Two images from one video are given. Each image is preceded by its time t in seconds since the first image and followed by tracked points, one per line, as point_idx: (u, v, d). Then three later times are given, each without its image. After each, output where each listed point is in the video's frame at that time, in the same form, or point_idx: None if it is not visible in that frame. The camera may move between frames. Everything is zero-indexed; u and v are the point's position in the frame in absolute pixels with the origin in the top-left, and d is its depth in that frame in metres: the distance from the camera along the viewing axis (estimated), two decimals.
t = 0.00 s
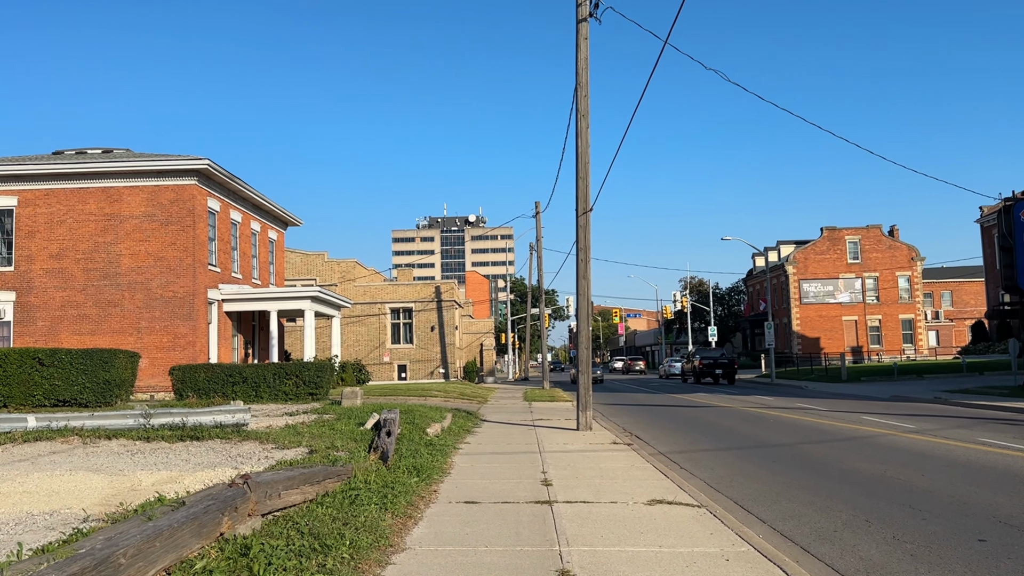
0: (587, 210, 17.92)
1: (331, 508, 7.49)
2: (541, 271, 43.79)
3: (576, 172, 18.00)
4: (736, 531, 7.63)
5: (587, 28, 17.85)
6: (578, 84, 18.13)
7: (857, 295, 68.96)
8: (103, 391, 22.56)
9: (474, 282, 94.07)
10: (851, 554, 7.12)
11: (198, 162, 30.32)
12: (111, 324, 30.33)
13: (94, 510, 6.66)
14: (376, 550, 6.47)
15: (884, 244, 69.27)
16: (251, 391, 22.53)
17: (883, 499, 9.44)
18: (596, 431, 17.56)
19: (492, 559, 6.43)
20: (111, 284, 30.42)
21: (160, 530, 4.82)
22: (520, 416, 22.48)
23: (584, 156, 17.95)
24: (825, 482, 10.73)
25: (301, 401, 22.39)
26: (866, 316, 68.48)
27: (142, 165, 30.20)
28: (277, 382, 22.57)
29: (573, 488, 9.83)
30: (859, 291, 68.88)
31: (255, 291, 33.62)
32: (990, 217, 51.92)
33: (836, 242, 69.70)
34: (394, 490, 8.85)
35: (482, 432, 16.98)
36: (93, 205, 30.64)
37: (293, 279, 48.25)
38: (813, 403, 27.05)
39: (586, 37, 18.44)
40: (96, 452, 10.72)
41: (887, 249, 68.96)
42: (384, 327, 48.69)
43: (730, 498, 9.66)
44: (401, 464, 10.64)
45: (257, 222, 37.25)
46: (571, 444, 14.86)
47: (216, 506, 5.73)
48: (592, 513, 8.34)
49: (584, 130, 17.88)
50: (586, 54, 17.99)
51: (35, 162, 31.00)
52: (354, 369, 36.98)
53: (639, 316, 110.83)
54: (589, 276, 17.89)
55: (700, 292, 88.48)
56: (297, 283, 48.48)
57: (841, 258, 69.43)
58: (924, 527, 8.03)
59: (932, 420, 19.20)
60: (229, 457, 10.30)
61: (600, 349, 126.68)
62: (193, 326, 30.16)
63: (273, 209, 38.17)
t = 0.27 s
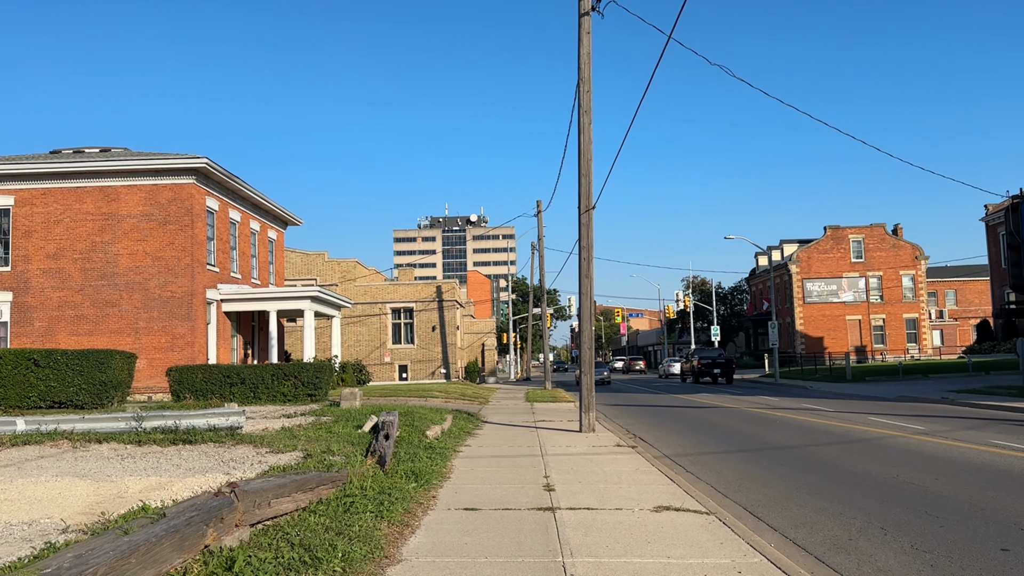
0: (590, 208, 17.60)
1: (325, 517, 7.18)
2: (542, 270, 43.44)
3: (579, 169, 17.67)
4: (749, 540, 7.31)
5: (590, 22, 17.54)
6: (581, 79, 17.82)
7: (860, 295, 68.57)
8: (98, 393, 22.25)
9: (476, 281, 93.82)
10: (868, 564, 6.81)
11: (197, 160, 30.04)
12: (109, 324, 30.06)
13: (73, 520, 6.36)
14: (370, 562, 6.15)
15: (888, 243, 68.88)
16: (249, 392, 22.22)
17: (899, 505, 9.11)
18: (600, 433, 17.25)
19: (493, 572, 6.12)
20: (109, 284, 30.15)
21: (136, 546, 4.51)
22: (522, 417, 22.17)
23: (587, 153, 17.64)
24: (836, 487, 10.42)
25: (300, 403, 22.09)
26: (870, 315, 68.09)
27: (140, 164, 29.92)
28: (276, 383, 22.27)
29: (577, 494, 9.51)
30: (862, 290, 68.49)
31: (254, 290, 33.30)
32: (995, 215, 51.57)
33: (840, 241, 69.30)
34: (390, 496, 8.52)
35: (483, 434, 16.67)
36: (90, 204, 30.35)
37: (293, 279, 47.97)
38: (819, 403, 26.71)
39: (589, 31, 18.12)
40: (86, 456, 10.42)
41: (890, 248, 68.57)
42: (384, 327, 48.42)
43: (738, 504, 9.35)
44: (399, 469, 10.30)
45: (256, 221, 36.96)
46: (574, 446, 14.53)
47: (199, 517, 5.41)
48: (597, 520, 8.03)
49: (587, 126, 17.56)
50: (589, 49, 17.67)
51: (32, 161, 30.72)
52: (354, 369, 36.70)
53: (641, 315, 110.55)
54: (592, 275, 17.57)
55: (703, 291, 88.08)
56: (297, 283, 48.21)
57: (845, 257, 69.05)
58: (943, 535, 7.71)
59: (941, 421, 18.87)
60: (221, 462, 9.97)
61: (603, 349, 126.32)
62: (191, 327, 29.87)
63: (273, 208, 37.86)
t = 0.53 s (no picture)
0: (592, 202, 17.29)
1: (316, 520, 6.88)
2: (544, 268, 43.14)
3: (581, 163, 17.36)
4: (759, 543, 7.00)
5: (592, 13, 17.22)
6: (583, 72, 17.50)
7: (864, 293, 68.19)
8: (94, 391, 21.95)
9: (477, 280, 93.55)
10: (884, 569, 6.51)
11: (195, 156, 29.74)
12: (106, 322, 29.79)
13: (50, 525, 6.06)
14: (362, 568, 5.85)
15: (891, 240, 68.52)
16: (246, 391, 21.93)
17: (913, 507, 8.80)
18: (602, 432, 16.94)
19: None
20: (106, 281, 29.87)
21: (106, 555, 4.20)
22: (523, 416, 21.84)
23: (589, 147, 17.32)
24: (846, 487, 10.11)
25: (298, 401, 21.81)
26: (873, 313, 67.71)
27: (138, 161, 29.62)
28: (274, 381, 21.98)
29: (579, 495, 9.20)
30: (865, 288, 68.12)
31: (253, 288, 33.00)
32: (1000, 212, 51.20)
33: (843, 239, 68.93)
34: (385, 497, 8.22)
35: (483, 432, 16.37)
36: (87, 201, 30.07)
37: (293, 277, 47.68)
38: (824, 401, 26.38)
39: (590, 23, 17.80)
40: (73, 456, 10.13)
41: (894, 246, 68.20)
42: (385, 325, 48.14)
43: (746, 506, 9.04)
44: (397, 470, 9.98)
45: (255, 219, 36.69)
46: (576, 446, 14.23)
47: (179, 522, 5.11)
48: (600, 523, 7.72)
49: (589, 120, 17.25)
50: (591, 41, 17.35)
51: (29, 158, 30.44)
52: (353, 367, 36.46)
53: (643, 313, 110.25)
54: (594, 271, 17.26)
55: (705, 290, 87.69)
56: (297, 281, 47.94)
57: (848, 254, 68.68)
58: (961, 538, 7.40)
59: (950, 420, 18.54)
60: (212, 462, 9.67)
61: (605, 347, 126.04)
62: (189, 325, 29.60)
63: (272, 205, 37.57)
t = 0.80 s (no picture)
0: (594, 198, 16.99)
1: (306, 528, 6.58)
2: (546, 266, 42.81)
3: (583, 159, 17.06)
4: (769, 553, 6.71)
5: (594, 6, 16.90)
6: (585, 65, 17.19)
7: (867, 291, 67.81)
8: (90, 390, 21.70)
9: (479, 278, 93.22)
10: None
11: (193, 153, 29.47)
12: (104, 321, 29.51)
13: (24, 534, 5.75)
14: None
15: (895, 238, 68.14)
16: (244, 390, 21.63)
17: (927, 513, 8.52)
18: (604, 432, 16.65)
19: None
20: (104, 280, 29.60)
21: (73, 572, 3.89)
22: (523, 416, 21.54)
23: (591, 142, 17.00)
24: (856, 491, 9.81)
25: (296, 400, 21.53)
26: (877, 311, 67.35)
27: (136, 157, 29.34)
28: (272, 380, 21.69)
29: (581, 500, 8.90)
30: (869, 286, 67.74)
31: (252, 286, 32.74)
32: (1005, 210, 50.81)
33: (846, 237, 68.54)
34: (379, 503, 7.92)
35: (483, 433, 16.08)
36: (85, 199, 29.79)
37: (293, 276, 47.40)
38: (829, 401, 26.07)
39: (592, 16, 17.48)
40: (60, 459, 9.83)
41: (898, 244, 67.83)
42: (386, 323, 47.85)
43: (755, 511, 8.76)
44: (393, 472, 9.68)
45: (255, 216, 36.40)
46: (578, 447, 13.92)
47: (156, 533, 4.82)
48: (603, 530, 7.42)
49: (591, 114, 16.94)
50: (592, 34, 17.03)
51: (26, 155, 30.15)
52: (353, 366, 36.23)
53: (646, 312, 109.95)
54: (596, 270, 16.96)
55: (708, 288, 87.32)
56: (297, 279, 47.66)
57: (851, 253, 68.30)
58: (979, 547, 7.12)
59: (958, 420, 18.23)
60: (202, 466, 9.37)
61: (607, 346, 125.73)
62: (188, 323, 29.32)
63: (271, 203, 37.28)
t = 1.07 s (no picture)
0: (597, 192, 16.67)
1: (297, 532, 6.28)
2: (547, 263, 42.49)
3: (585, 152, 16.74)
4: (782, 558, 6.39)
5: None
6: (588, 57, 16.86)
7: (870, 289, 67.42)
8: (85, 388, 21.39)
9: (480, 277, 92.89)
10: None
11: (191, 149, 29.18)
12: (101, 318, 29.24)
13: None
14: None
15: (898, 236, 67.77)
16: (241, 387, 21.33)
17: (943, 515, 8.21)
18: (607, 431, 16.33)
19: None
20: (101, 276, 29.32)
21: None
22: (525, 414, 21.24)
23: (594, 135, 16.68)
24: (868, 492, 9.50)
25: (295, 399, 21.23)
26: (880, 309, 66.96)
27: (133, 153, 29.05)
28: (270, 378, 21.38)
29: (584, 501, 8.59)
30: (872, 284, 67.33)
31: (251, 283, 32.45)
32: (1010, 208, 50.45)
33: (849, 234, 68.16)
34: (374, 505, 7.61)
35: (484, 431, 15.77)
36: (82, 194, 29.50)
37: (293, 273, 47.08)
38: (834, 399, 25.73)
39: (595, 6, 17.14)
40: (46, 458, 9.52)
41: (901, 241, 67.46)
42: (386, 321, 47.52)
43: (764, 513, 8.45)
44: (389, 472, 9.37)
45: (254, 213, 36.10)
46: (580, 446, 13.61)
47: (130, 539, 4.51)
48: (607, 534, 7.10)
49: (594, 107, 16.61)
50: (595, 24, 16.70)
51: (22, 150, 29.86)
52: (353, 364, 35.95)
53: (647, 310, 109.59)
54: (599, 265, 16.65)
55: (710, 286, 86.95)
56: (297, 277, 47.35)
57: (855, 250, 67.93)
58: (1000, 551, 6.81)
59: (967, 419, 17.88)
60: (193, 466, 9.07)
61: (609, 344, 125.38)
62: (186, 320, 29.04)
63: (271, 199, 36.97)
